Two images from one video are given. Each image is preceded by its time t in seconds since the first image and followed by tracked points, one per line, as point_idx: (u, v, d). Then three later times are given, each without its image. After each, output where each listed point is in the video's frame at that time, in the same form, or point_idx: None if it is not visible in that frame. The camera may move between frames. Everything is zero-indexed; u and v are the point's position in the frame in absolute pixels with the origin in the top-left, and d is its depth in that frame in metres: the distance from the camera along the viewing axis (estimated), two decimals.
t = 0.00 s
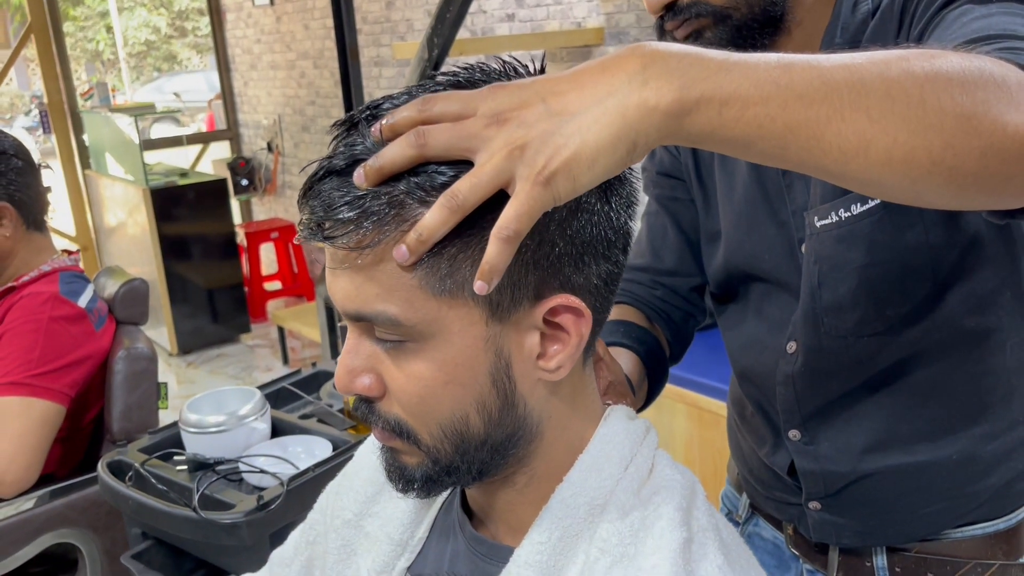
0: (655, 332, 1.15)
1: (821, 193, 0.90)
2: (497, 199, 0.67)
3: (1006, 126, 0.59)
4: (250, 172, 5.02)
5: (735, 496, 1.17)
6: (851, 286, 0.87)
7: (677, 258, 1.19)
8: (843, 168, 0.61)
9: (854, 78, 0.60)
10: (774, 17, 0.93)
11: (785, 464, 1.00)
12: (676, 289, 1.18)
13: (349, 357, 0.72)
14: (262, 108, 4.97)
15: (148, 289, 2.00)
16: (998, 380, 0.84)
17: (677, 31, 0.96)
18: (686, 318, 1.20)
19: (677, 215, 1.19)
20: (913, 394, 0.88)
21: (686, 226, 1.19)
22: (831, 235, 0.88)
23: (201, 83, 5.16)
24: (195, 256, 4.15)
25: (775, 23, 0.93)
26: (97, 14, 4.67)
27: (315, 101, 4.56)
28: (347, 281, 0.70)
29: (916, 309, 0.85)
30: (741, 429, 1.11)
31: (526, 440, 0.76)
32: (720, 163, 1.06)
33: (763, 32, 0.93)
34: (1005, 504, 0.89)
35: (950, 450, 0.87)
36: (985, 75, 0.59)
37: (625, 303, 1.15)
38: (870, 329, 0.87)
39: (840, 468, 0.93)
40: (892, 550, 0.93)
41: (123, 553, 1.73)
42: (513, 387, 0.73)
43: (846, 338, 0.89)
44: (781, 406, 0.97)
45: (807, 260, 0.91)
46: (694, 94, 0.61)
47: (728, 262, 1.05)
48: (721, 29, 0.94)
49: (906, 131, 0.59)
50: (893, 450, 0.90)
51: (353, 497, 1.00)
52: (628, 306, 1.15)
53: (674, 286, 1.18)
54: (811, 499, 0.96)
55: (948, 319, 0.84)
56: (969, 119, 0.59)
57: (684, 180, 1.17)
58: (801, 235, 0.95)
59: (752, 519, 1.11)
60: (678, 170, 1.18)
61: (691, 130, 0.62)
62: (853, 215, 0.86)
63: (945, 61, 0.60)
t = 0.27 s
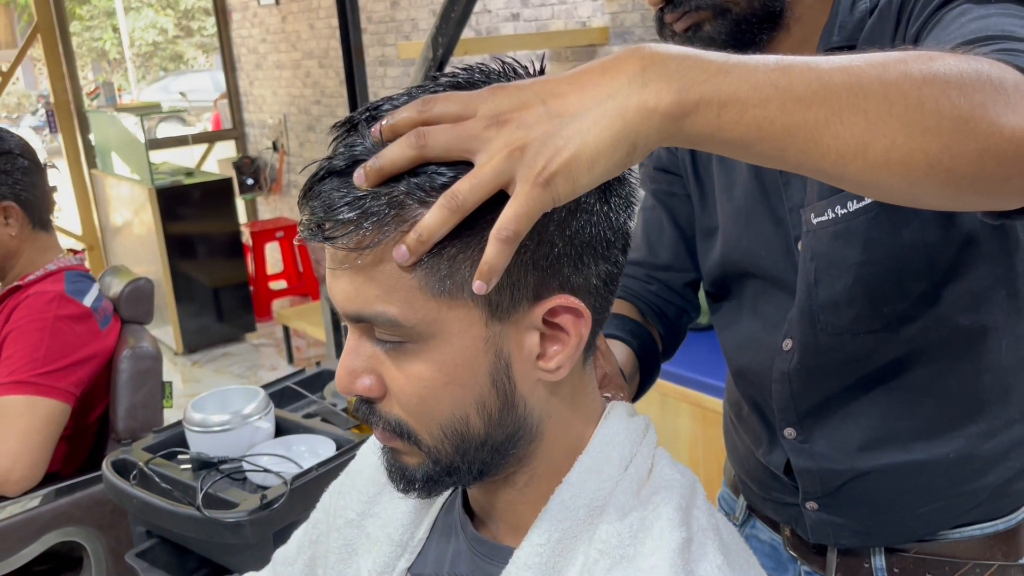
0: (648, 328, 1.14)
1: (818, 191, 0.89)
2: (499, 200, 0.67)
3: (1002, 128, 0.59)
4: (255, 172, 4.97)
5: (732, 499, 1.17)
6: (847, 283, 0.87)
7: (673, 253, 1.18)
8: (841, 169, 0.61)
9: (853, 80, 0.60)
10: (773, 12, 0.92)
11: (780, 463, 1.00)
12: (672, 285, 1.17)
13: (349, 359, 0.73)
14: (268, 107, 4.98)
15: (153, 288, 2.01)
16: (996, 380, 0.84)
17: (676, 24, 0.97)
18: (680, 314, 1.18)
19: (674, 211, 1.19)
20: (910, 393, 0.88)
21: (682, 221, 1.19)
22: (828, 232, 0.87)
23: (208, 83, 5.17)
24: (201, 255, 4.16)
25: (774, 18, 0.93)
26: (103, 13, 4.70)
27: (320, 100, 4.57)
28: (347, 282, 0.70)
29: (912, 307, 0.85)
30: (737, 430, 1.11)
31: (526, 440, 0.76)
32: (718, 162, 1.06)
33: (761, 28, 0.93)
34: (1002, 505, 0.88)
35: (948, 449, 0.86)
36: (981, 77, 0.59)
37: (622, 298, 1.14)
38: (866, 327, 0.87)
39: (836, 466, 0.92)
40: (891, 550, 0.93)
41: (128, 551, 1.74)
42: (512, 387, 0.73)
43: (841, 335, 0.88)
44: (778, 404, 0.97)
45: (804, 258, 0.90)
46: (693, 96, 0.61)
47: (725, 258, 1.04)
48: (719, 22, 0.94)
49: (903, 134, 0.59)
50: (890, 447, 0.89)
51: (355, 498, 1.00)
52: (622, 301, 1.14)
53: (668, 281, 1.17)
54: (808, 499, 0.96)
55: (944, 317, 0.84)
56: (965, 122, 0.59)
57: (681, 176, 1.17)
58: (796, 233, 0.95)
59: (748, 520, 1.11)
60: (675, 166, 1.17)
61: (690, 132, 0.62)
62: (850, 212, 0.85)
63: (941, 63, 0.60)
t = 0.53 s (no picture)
0: (644, 329, 1.14)
1: (811, 191, 0.90)
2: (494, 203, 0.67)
3: (996, 135, 0.58)
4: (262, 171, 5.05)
5: (726, 499, 1.18)
6: (840, 283, 0.87)
7: (668, 255, 1.17)
8: (837, 175, 0.61)
9: (849, 86, 0.60)
10: (772, 10, 0.92)
11: (774, 463, 1.00)
12: (668, 287, 1.17)
13: (346, 361, 0.73)
14: (275, 107, 5.00)
15: (158, 288, 2.02)
16: (987, 377, 0.84)
17: (677, 21, 0.96)
18: (676, 316, 1.18)
19: (668, 213, 1.18)
20: (900, 389, 0.88)
21: (676, 223, 1.18)
22: (820, 233, 0.87)
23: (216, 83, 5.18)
24: (208, 255, 4.17)
25: (772, 17, 0.93)
26: (113, 13, 4.68)
27: (327, 100, 4.58)
28: (344, 284, 0.70)
29: (905, 307, 0.84)
30: (729, 428, 1.12)
31: (524, 442, 0.76)
32: (711, 165, 1.06)
33: (759, 26, 0.93)
34: (995, 505, 0.88)
35: (941, 447, 0.86)
36: (976, 84, 0.59)
37: (617, 302, 1.13)
38: (859, 327, 0.87)
39: (829, 463, 0.93)
40: (886, 548, 0.92)
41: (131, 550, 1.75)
42: (512, 388, 0.72)
43: (834, 335, 0.88)
44: (771, 404, 0.97)
45: (796, 258, 0.90)
46: (692, 101, 0.60)
47: (718, 257, 1.04)
48: (720, 18, 0.93)
49: (898, 140, 0.59)
50: (882, 446, 0.90)
51: (353, 499, 1.00)
52: (617, 304, 1.14)
53: (663, 283, 1.17)
54: (802, 498, 0.96)
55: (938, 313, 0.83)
56: (959, 129, 0.59)
57: (674, 177, 1.17)
58: (790, 233, 0.95)
59: (743, 520, 1.11)
60: (669, 168, 1.17)
61: (690, 137, 0.62)
62: (842, 213, 0.85)
63: (937, 69, 0.60)
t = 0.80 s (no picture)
0: (644, 329, 1.14)
1: (804, 190, 0.91)
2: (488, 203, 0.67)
3: (989, 138, 0.59)
4: (272, 171, 4.91)
5: (726, 497, 1.17)
6: (834, 280, 0.88)
7: (665, 256, 1.19)
8: (830, 177, 0.61)
9: (844, 89, 0.60)
10: (768, 7, 0.94)
11: (770, 461, 1.00)
12: (666, 287, 1.18)
13: (341, 357, 0.73)
14: (284, 106, 5.02)
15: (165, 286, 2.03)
16: (988, 378, 0.84)
17: (677, 17, 0.97)
18: (675, 316, 1.19)
19: (663, 214, 1.20)
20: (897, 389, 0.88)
21: (672, 224, 1.19)
22: (813, 231, 0.88)
23: (226, 82, 5.22)
24: (217, 253, 4.19)
25: (768, 11, 0.95)
26: (125, 13, 4.69)
27: (336, 99, 4.60)
28: (337, 281, 0.71)
29: (898, 304, 0.85)
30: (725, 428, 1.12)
31: (518, 438, 0.76)
32: (702, 165, 1.07)
33: (756, 22, 0.95)
34: (990, 501, 0.87)
35: (938, 444, 0.86)
36: (970, 87, 0.59)
37: (614, 301, 1.14)
38: (852, 325, 0.88)
39: (826, 461, 0.93)
40: (886, 544, 0.92)
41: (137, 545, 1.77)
42: (505, 385, 0.73)
43: (828, 333, 0.89)
44: (766, 403, 0.97)
45: (790, 256, 0.91)
46: (686, 104, 0.60)
47: (711, 256, 1.05)
48: (721, 13, 0.95)
49: (892, 143, 0.59)
50: (877, 445, 0.90)
51: (350, 494, 1.01)
52: (615, 304, 1.14)
53: (662, 283, 1.18)
54: (799, 497, 0.96)
55: (930, 305, 0.84)
56: (952, 133, 0.59)
57: (668, 178, 1.18)
58: (782, 232, 0.95)
59: (742, 518, 1.11)
60: (664, 169, 1.18)
61: (686, 140, 0.61)
62: (836, 211, 0.86)
63: (931, 72, 0.60)
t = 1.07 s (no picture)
0: (638, 332, 1.14)
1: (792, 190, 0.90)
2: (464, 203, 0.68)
3: (963, 150, 0.58)
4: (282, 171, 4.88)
5: (722, 499, 1.16)
6: (819, 282, 0.87)
7: (659, 258, 1.19)
8: (801, 186, 0.61)
9: (816, 99, 0.59)
10: (754, 9, 0.94)
11: (754, 464, 1.01)
12: (660, 289, 1.18)
13: (322, 356, 0.74)
14: (296, 106, 5.05)
15: (172, 284, 2.05)
16: (976, 384, 0.83)
17: (664, 24, 0.97)
18: (670, 318, 1.18)
19: (657, 217, 1.19)
20: (883, 393, 0.87)
21: (666, 225, 1.19)
22: (799, 232, 0.88)
23: (242, 81, 5.20)
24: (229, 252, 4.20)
25: (754, 16, 0.95)
26: (142, 13, 4.72)
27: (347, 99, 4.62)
28: (318, 282, 0.71)
29: (885, 306, 0.85)
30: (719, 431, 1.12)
31: (497, 437, 0.76)
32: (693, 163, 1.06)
33: (743, 25, 0.95)
34: (985, 516, 0.86)
35: (930, 452, 0.86)
36: (946, 98, 0.59)
37: (605, 302, 1.15)
38: (838, 328, 0.87)
39: (811, 465, 0.93)
40: (872, 555, 0.92)
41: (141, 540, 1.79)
42: (482, 386, 0.73)
43: (813, 335, 0.89)
44: (753, 405, 0.97)
45: (778, 259, 0.91)
46: (654, 113, 0.60)
47: (703, 259, 1.05)
48: (705, 18, 0.95)
49: (864, 153, 0.59)
50: (862, 450, 0.90)
51: (342, 491, 1.02)
52: (607, 306, 1.15)
53: (655, 286, 1.18)
54: (785, 501, 0.96)
55: (921, 310, 0.83)
56: (926, 143, 0.58)
57: (662, 181, 1.17)
58: (769, 233, 0.95)
59: (737, 522, 1.11)
60: (657, 172, 1.18)
61: (654, 148, 0.62)
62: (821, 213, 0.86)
63: (907, 82, 0.59)
